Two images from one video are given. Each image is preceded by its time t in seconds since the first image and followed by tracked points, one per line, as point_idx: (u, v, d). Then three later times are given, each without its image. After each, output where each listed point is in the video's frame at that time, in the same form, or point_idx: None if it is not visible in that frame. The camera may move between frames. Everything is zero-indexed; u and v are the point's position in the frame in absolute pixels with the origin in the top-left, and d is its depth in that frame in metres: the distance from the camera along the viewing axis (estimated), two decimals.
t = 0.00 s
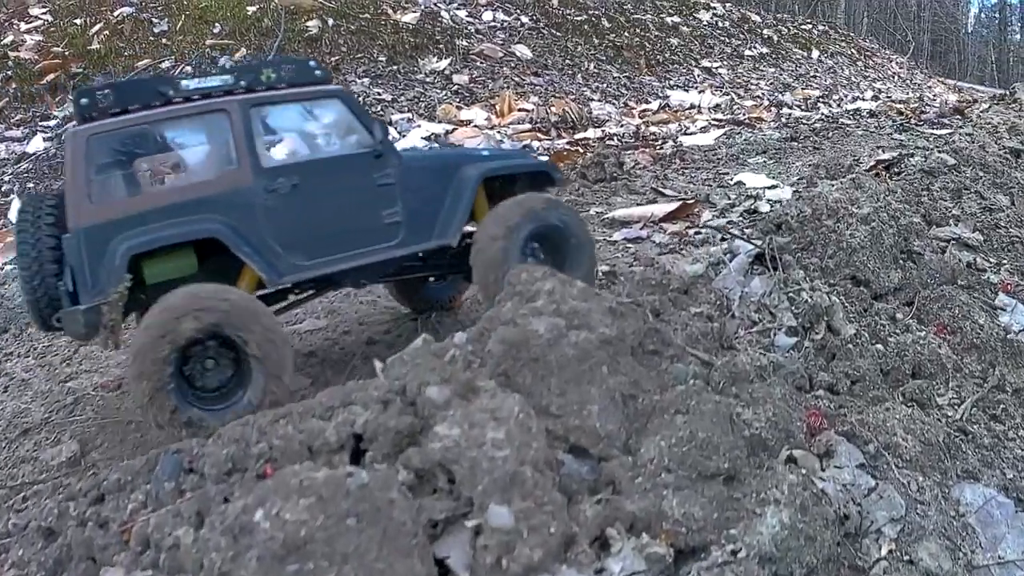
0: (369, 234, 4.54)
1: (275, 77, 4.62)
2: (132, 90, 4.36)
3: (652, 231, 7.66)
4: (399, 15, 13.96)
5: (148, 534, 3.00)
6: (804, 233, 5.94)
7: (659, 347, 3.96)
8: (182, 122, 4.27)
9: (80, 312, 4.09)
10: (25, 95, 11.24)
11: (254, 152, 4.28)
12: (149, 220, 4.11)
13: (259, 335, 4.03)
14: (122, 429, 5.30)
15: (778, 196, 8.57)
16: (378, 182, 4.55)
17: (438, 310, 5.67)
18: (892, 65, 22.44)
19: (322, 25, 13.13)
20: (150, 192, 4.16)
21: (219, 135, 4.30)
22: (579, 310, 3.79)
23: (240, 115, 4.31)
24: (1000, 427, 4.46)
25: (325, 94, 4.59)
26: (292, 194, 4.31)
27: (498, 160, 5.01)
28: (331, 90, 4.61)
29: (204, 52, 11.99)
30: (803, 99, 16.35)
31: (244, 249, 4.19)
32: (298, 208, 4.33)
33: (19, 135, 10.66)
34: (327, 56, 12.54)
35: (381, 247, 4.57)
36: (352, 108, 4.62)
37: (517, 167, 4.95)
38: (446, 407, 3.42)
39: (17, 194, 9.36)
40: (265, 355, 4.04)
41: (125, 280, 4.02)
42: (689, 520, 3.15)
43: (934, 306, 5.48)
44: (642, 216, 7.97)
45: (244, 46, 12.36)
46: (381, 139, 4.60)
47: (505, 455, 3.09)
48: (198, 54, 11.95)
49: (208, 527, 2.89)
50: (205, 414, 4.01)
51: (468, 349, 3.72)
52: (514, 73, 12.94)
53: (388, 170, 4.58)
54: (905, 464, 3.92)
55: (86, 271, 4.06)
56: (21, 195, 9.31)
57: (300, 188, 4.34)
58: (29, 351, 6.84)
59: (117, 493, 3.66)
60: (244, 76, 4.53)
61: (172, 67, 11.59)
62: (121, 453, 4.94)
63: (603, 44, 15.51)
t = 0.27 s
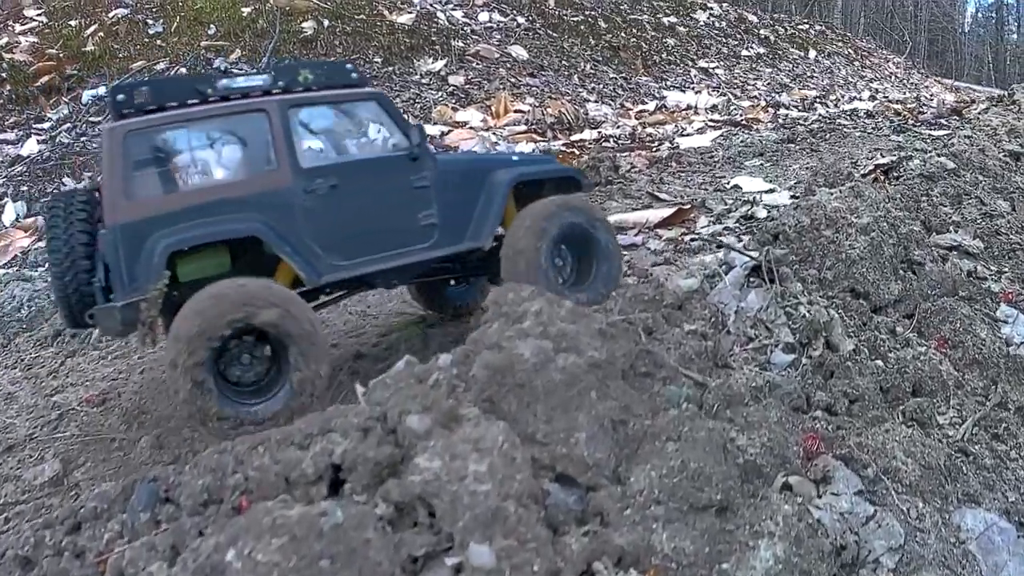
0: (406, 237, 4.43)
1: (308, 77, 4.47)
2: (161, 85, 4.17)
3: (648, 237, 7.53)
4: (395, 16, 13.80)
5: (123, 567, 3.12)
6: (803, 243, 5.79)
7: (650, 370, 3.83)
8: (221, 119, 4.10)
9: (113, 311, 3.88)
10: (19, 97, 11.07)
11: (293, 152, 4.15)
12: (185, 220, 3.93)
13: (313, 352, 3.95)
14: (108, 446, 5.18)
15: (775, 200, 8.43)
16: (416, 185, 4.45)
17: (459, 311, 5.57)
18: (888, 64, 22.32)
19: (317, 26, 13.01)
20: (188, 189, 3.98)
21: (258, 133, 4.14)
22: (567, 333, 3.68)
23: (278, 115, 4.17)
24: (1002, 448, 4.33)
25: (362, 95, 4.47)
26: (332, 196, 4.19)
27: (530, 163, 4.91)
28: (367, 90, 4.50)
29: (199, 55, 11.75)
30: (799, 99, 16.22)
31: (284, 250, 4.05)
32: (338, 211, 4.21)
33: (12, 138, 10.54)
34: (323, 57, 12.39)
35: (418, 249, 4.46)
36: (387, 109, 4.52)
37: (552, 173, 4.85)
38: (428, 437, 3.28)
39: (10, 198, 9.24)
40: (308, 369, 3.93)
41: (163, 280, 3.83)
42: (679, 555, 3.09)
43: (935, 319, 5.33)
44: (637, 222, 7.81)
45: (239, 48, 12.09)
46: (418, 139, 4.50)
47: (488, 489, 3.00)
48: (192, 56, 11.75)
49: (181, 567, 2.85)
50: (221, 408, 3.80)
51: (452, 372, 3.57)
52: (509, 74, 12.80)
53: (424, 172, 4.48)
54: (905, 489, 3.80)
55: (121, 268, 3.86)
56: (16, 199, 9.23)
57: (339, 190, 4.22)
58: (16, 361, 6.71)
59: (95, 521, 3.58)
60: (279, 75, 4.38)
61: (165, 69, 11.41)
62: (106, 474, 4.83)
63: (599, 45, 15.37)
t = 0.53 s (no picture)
0: (430, 234, 4.74)
1: (335, 83, 4.77)
2: (195, 96, 4.50)
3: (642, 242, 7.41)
4: (390, 17, 13.64)
5: None
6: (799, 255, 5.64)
7: (638, 392, 3.70)
8: (246, 126, 4.41)
9: (151, 310, 4.20)
10: (15, 99, 10.84)
11: (321, 155, 4.44)
12: (219, 220, 4.23)
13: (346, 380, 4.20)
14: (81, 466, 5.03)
15: (771, 204, 8.29)
16: (438, 185, 4.75)
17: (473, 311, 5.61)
18: (885, 63, 22.20)
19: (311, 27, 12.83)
20: (219, 192, 4.28)
21: (287, 139, 4.45)
22: (548, 356, 3.58)
23: (306, 121, 4.48)
24: (1002, 467, 4.17)
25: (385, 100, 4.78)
26: (359, 196, 4.49)
27: (548, 166, 5.22)
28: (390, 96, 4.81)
29: (193, 57, 11.52)
30: (796, 99, 16.07)
31: (316, 248, 4.36)
32: (364, 210, 4.50)
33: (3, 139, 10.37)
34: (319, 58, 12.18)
35: (442, 246, 4.77)
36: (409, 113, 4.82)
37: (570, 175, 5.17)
38: (401, 468, 3.16)
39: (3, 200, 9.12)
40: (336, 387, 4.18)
41: (197, 277, 4.12)
42: None
43: (934, 331, 5.18)
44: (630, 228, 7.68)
45: (233, 49, 11.84)
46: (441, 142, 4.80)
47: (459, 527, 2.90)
48: (187, 58, 11.50)
49: None
50: (247, 387, 4.00)
51: (430, 398, 3.47)
52: (504, 75, 12.66)
53: (446, 173, 4.78)
54: (902, 515, 3.67)
55: (157, 269, 4.17)
56: (9, 202, 9.11)
57: (365, 190, 4.51)
58: None
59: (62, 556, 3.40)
60: (307, 82, 4.69)
61: (159, 71, 11.24)
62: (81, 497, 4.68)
63: (595, 45, 15.23)
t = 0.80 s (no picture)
0: (454, 238, 4.79)
1: (361, 88, 4.84)
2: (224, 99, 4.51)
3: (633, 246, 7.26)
4: (384, 17, 13.45)
5: None
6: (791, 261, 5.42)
7: (619, 413, 3.53)
8: (273, 132, 4.44)
9: (182, 313, 4.19)
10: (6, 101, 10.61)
11: (349, 160, 4.49)
12: (250, 225, 4.25)
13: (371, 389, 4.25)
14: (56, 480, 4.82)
15: (764, 208, 8.12)
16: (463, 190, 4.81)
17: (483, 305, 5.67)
18: (881, 63, 22.05)
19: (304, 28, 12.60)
20: (250, 197, 4.30)
21: (316, 144, 4.49)
22: (523, 379, 3.41)
23: (333, 126, 4.52)
24: (1000, 487, 4.02)
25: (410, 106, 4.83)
26: (386, 200, 4.55)
27: (567, 170, 5.30)
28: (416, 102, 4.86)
29: (186, 58, 11.27)
30: (792, 99, 15.91)
31: (345, 252, 4.40)
32: (391, 214, 4.56)
33: None
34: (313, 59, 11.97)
35: (465, 250, 4.83)
36: (434, 118, 4.87)
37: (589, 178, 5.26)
38: (366, 498, 2.98)
39: None
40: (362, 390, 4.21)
41: (230, 281, 4.14)
42: None
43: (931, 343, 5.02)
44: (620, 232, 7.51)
45: (227, 50, 11.70)
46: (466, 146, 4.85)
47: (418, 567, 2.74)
48: (180, 60, 11.26)
49: None
50: (288, 344, 4.01)
51: (400, 420, 3.29)
52: (498, 75, 12.49)
53: (471, 177, 4.84)
54: (894, 542, 3.50)
55: (187, 272, 4.17)
56: None
57: (392, 195, 4.57)
58: None
59: None
60: (332, 87, 4.75)
61: (151, 73, 11.04)
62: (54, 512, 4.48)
63: (590, 45, 15.05)
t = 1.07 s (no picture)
0: (462, 232, 4.69)
1: (364, 88, 4.82)
2: (228, 107, 4.53)
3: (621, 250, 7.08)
4: (376, 17, 13.23)
5: None
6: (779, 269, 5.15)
7: (591, 437, 3.35)
8: (278, 134, 4.35)
9: (202, 317, 4.06)
10: None
11: (355, 157, 4.40)
12: (259, 226, 4.16)
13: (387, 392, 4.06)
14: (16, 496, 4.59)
15: (756, 210, 7.94)
16: (469, 184, 4.72)
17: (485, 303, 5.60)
18: (876, 63, 21.88)
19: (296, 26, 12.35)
20: (258, 200, 4.20)
21: (320, 143, 4.40)
22: (487, 403, 3.26)
23: (337, 124, 4.43)
24: (993, 509, 3.92)
25: (412, 104, 4.75)
26: (395, 196, 4.45)
27: (568, 160, 5.22)
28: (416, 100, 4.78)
29: (178, 59, 11.01)
30: (787, 99, 15.73)
31: (357, 249, 4.30)
32: (399, 210, 4.46)
33: None
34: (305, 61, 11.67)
35: (475, 243, 4.73)
36: (435, 115, 4.79)
37: (588, 164, 5.20)
38: (321, 528, 2.80)
39: None
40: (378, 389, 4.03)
41: (248, 283, 4.04)
42: None
43: (924, 354, 4.85)
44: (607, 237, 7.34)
45: (218, 52, 11.33)
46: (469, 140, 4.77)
47: None
48: (172, 61, 11.00)
49: None
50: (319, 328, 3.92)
51: (361, 443, 3.12)
52: (491, 75, 12.31)
53: (476, 172, 4.75)
54: (881, 569, 3.34)
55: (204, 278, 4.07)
56: None
57: (400, 191, 4.48)
58: None
59: None
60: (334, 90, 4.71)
61: (143, 75, 10.79)
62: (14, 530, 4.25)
63: (583, 45, 14.86)
